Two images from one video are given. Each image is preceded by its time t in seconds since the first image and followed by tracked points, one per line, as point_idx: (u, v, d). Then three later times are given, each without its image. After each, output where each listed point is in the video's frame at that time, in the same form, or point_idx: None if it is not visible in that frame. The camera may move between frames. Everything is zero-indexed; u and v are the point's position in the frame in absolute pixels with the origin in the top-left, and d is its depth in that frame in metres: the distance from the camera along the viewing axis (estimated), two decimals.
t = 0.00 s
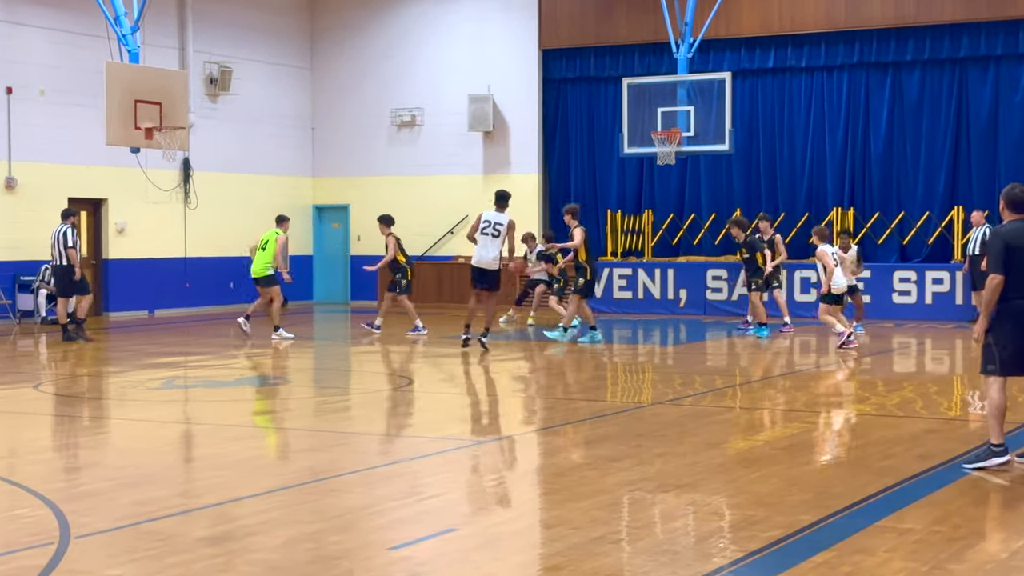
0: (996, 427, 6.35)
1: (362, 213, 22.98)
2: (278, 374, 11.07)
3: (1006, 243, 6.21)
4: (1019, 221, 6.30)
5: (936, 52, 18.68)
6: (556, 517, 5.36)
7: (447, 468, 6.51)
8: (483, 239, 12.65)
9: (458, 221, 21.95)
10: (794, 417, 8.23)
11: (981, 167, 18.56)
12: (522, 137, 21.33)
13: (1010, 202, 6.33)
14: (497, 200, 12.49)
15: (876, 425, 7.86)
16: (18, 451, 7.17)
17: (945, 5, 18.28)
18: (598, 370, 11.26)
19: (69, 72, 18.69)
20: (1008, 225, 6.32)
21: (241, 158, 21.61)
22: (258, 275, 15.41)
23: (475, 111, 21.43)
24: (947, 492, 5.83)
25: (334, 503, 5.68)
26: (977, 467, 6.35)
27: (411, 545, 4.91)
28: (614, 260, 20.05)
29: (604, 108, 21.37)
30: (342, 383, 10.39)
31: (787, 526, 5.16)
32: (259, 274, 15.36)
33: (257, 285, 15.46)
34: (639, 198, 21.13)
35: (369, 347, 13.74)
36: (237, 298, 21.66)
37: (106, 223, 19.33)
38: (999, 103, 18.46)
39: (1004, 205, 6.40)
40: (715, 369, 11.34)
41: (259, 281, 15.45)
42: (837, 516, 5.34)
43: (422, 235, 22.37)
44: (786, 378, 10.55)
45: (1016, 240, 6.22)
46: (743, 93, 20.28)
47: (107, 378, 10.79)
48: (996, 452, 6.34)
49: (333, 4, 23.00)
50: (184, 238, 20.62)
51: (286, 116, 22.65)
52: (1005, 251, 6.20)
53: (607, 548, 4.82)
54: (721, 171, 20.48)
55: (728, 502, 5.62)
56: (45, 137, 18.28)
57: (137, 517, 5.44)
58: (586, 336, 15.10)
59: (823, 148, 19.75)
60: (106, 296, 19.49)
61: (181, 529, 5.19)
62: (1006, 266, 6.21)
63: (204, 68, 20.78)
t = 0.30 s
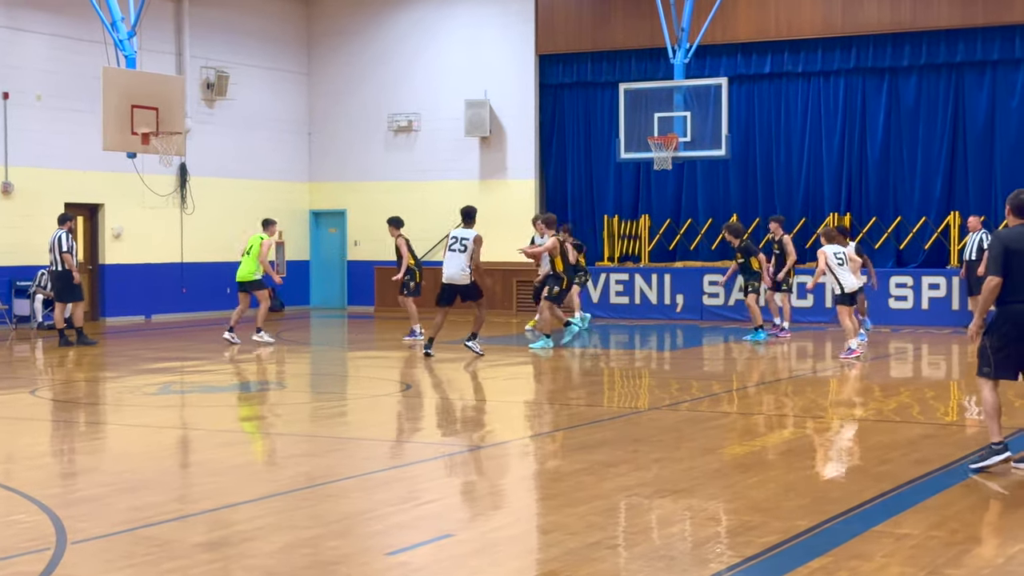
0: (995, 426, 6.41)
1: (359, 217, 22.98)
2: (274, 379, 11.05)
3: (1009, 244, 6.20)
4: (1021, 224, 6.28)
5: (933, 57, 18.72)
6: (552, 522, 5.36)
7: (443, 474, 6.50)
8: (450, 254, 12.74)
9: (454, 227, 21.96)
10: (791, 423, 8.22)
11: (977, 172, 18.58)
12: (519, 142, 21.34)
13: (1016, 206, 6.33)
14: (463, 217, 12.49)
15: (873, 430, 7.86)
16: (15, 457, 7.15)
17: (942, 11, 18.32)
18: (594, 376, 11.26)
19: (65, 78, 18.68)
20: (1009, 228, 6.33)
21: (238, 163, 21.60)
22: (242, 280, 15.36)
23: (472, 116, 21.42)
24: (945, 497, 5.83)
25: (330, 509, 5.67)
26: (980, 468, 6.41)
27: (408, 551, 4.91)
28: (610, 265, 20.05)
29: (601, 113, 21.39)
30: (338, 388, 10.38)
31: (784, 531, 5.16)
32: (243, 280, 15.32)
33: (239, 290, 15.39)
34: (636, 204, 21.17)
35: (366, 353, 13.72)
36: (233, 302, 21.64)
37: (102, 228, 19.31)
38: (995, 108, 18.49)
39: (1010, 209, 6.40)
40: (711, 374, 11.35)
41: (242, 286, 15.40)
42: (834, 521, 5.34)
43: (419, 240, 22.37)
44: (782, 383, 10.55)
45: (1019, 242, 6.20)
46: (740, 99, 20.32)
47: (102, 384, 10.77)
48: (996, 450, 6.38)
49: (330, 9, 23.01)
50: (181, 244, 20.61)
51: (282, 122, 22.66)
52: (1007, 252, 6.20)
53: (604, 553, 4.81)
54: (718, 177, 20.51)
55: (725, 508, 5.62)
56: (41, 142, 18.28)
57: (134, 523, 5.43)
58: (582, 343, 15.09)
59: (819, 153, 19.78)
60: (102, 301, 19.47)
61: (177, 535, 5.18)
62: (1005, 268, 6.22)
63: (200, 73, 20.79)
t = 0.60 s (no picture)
0: (991, 433, 6.51)
1: (354, 221, 22.97)
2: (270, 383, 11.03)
3: (1000, 248, 6.23)
4: (1011, 228, 6.29)
5: (927, 61, 18.76)
6: (548, 526, 5.36)
7: (439, 478, 6.49)
8: (449, 258, 12.71)
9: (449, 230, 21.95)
10: (786, 426, 8.23)
11: (971, 176, 18.61)
12: (514, 146, 21.36)
13: (1004, 211, 6.33)
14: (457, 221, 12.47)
15: (868, 434, 7.86)
16: (10, 461, 7.14)
17: (937, 14, 18.35)
18: (589, 379, 11.27)
19: (59, 81, 18.66)
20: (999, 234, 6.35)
21: (232, 167, 21.59)
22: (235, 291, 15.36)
23: (467, 119, 21.46)
24: (940, 500, 5.84)
25: (325, 513, 5.66)
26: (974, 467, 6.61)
27: (403, 554, 4.91)
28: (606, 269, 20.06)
29: (596, 116, 21.40)
30: (333, 392, 10.37)
31: (779, 535, 5.16)
32: (235, 291, 15.29)
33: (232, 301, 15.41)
34: (630, 207, 21.18)
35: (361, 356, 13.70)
36: (228, 306, 21.62)
37: (97, 231, 19.28)
38: (989, 112, 18.52)
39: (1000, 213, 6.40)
40: (706, 377, 11.35)
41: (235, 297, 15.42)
42: (829, 524, 5.35)
43: (414, 244, 22.35)
44: (777, 386, 10.56)
45: (1011, 245, 6.22)
46: (734, 102, 20.35)
47: (97, 388, 10.75)
48: (991, 456, 6.55)
49: (325, 12, 23.02)
50: (176, 247, 20.58)
51: (277, 125, 22.65)
52: (999, 256, 6.23)
53: (599, 557, 4.82)
54: (713, 180, 20.54)
55: (720, 511, 5.62)
56: (35, 146, 18.25)
57: (128, 527, 5.42)
58: (577, 346, 15.08)
59: (814, 156, 19.81)
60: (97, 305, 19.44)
61: (172, 538, 5.18)
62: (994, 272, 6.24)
63: (195, 76, 20.78)
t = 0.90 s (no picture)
0: (982, 435, 6.54)
1: (346, 223, 22.95)
2: (261, 386, 11.01)
3: (979, 252, 6.28)
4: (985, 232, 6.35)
5: (918, 62, 18.83)
6: (540, 527, 5.36)
7: (431, 481, 6.49)
8: (465, 256, 12.73)
9: (441, 232, 21.96)
10: (778, 428, 8.25)
11: (962, 177, 18.66)
12: (505, 148, 21.36)
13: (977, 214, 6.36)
14: (470, 219, 12.50)
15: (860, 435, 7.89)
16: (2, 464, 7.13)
17: (928, 16, 18.41)
18: (581, 381, 11.28)
19: (50, 84, 18.62)
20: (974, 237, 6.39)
21: (223, 170, 21.55)
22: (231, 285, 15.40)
23: (458, 122, 21.46)
24: (932, 502, 5.86)
25: (317, 515, 5.66)
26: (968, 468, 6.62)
27: (395, 556, 4.91)
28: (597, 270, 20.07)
29: (588, 117, 21.39)
30: (325, 395, 10.35)
31: (771, 536, 5.17)
32: (232, 284, 15.37)
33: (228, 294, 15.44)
34: (622, 209, 21.20)
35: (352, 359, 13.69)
36: (219, 309, 21.59)
37: (88, 234, 19.23)
38: (980, 114, 18.58)
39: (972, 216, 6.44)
40: (697, 379, 11.36)
41: (230, 291, 15.44)
42: (821, 525, 5.36)
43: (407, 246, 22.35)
44: (768, 388, 10.59)
45: (988, 249, 6.29)
46: (726, 104, 20.40)
47: (88, 391, 10.72)
48: (984, 458, 6.57)
49: (316, 14, 23.00)
50: (167, 250, 20.55)
51: (268, 128, 22.62)
52: (979, 260, 6.27)
53: (592, 558, 4.82)
54: (704, 181, 20.57)
55: (713, 513, 5.63)
56: (26, 148, 18.20)
57: (120, 530, 5.41)
58: (569, 348, 15.09)
59: (805, 158, 19.84)
60: (88, 308, 19.39)
61: (164, 541, 5.17)
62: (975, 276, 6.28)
63: (186, 79, 20.75)
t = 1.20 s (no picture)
0: (969, 432, 6.54)
1: (334, 223, 22.93)
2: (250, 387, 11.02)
3: (959, 251, 6.31)
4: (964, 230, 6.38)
5: (906, 62, 18.89)
6: (529, 527, 5.37)
7: (420, 481, 6.49)
8: (471, 260, 12.75)
9: (430, 232, 21.96)
10: (766, 426, 8.27)
11: (949, 177, 18.72)
12: (494, 147, 21.36)
13: (955, 212, 6.37)
14: (478, 222, 12.49)
15: (847, 433, 7.92)
16: None
17: (915, 16, 18.47)
18: (570, 380, 11.29)
19: (37, 84, 18.56)
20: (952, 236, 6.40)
21: (212, 170, 21.51)
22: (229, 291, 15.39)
23: (447, 121, 21.46)
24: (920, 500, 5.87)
25: (306, 516, 5.66)
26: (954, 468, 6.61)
27: (384, 557, 4.91)
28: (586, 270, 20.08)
29: (576, 116, 21.40)
30: (313, 395, 10.36)
31: (760, 535, 5.18)
32: (230, 291, 15.36)
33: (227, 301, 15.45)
34: (611, 209, 21.23)
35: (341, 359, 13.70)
36: (208, 309, 21.55)
37: (75, 235, 19.18)
38: (967, 113, 18.64)
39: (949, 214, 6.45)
40: (686, 378, 11.38)
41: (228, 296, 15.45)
42: (810, 524, 5.38)
43: (396, 246, 22.34)
44: (756, 387, 10.62)
45: (967, 247, 6.33)
46: (714, 103, 20.44)
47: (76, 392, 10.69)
48: (971, 456, 6.58)
49: (304, 14, 22.96)
50: (155, 250, 20.50)
51: (256, 128, 22.58)
52: (958, 258, 6.31)
53: (581, 558, 4.83)
54: (693, 180, 20.60)
55: (701, 512, 5.64)
56: (12, 149, 18.14)
57: (109, 531, 5.40)
58: (558, 348, 15.09)
59: (794, 157, 19.88)
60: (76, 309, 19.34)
61: (152, 542, 5.17)
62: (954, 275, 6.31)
63: (174, 79, 20.72)
